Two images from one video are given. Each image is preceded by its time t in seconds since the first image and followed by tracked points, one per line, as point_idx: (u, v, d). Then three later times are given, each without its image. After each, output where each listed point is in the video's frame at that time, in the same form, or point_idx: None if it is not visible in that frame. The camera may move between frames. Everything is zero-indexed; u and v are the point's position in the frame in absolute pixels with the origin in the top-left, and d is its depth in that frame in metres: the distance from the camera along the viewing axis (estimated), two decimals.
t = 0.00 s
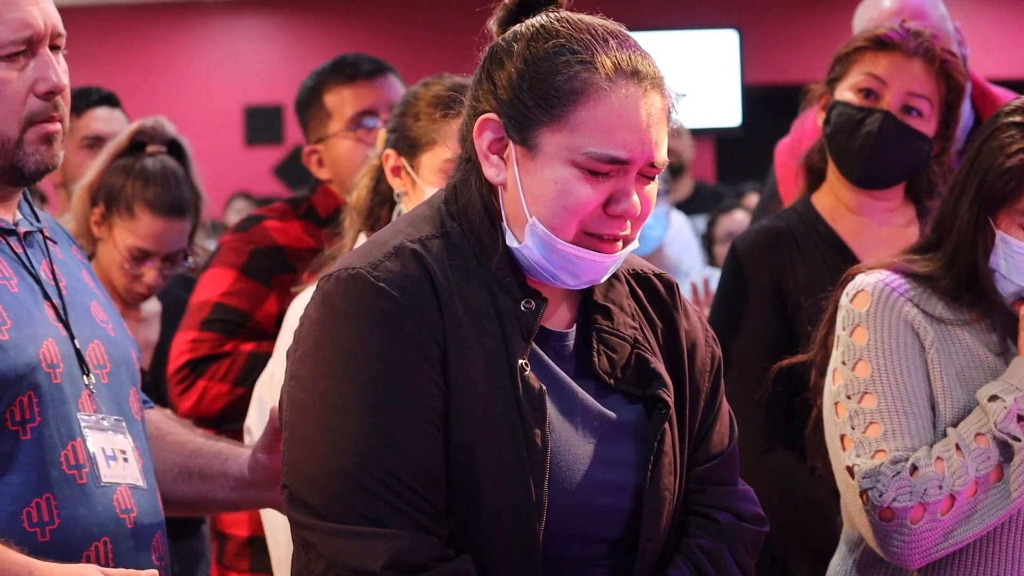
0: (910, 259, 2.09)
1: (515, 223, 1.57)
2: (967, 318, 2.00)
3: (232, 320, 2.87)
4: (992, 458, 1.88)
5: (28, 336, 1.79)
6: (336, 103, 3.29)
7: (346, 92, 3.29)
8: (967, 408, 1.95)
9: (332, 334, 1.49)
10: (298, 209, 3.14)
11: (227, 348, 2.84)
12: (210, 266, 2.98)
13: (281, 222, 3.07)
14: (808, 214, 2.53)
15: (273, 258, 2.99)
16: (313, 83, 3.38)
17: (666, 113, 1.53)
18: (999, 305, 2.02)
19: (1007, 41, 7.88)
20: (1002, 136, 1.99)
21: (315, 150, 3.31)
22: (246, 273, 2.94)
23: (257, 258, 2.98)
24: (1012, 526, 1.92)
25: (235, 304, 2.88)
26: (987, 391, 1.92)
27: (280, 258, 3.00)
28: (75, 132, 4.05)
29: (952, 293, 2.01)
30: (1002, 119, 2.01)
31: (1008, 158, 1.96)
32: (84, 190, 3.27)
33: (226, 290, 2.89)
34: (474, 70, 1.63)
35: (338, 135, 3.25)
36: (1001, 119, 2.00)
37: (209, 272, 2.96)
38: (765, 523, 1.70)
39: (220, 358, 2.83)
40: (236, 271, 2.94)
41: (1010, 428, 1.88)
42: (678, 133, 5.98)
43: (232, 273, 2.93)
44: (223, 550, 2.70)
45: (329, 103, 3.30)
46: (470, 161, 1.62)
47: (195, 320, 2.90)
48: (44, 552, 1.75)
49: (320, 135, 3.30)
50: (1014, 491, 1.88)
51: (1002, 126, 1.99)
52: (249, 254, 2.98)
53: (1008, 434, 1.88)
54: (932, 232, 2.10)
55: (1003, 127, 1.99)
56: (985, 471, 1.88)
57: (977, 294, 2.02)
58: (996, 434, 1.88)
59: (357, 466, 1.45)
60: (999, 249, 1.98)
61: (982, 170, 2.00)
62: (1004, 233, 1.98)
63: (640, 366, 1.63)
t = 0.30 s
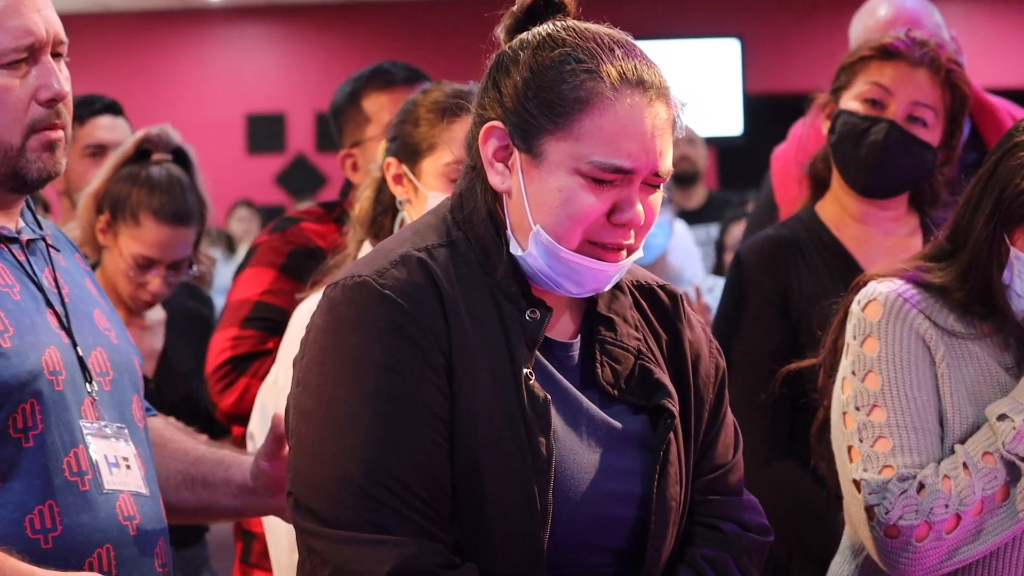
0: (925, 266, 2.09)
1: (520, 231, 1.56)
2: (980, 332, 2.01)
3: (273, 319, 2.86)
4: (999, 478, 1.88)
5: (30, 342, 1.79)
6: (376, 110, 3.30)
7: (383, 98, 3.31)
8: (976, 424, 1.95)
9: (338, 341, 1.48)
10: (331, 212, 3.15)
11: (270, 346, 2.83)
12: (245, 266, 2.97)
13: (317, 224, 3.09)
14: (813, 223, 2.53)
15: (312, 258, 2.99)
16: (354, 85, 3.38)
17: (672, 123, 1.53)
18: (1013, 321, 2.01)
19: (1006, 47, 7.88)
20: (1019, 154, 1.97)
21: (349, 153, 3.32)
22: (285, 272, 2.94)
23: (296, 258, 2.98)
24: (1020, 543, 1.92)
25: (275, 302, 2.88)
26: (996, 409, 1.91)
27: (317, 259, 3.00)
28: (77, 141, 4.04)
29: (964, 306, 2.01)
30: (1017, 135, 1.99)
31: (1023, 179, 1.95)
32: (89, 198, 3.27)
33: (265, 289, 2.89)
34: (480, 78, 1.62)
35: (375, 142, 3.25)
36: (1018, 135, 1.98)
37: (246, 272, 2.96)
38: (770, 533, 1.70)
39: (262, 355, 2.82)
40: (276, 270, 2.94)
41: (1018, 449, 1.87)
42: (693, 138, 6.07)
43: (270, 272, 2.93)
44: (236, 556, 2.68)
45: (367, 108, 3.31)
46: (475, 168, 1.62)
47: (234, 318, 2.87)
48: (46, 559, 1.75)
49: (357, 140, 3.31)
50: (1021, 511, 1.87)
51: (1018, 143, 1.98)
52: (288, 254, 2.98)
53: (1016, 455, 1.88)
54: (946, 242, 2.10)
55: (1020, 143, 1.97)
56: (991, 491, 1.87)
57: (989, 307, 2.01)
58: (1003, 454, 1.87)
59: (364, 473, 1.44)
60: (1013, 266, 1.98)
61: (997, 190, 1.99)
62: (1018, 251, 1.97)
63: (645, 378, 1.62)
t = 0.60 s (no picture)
0: (916, 277, 2.10)
1: (529, 240, 1.56)
2: (974, 337, 2.00)
3: (279, 330, 2.85)
4: (1001, 475, 1.87)
5: (35, 351, 1.79)
6: (374, 118, 3.29)
7: (381, 107, 3.30)
8: (975, 425, 1.94)
9: (342, 347, 1.48)
10: (326, 224, 3.17)
11: (277, 357, 2.81)
12: (245, 281, 2.94)
13: (314, 235, 3.07)
14: (818, 232, 2.53)
15: (314, 270, 2.97)
16: (349, 92, 3.37)
17: (680, 131, 1.53)
18: (1006, 324, 2.01)
19: (1006, 58, 7.91)
20: (1009, 155, 1.99)
21: (343, 160, 3.27)
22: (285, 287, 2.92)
23: (298, 269, 2.97)
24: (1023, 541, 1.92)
25: (278, 314, 2.86)
26: (995, 408, 1.92)
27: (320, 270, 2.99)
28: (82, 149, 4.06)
29: (957, 312, 2.02)
30: (1007, 138, 2.00)
31: (1013, 179, 1.96)
32: (89, 206, 3.27)
33: (269, 301, 2.87)
34: (488, 90, 1.63)
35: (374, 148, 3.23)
36: (1007, 138, 2.00)
37: (248, 284, 2.93)
38: (776, 544, 1.69)
39: (269, 368, 2.81)
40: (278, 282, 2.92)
41: (1019, 444, 1.88)
42: (712, 145, 6.35)
43: (271, 287, 2.91)
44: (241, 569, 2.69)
45: (366, 116, 3.30)
46: (484, 179, 1.62)
47: (238, 332, 2.85)
48: (49, 567, 1.75)
49: (353, 145, 3.28)
50: None
51: (1008, 146, 1.99)
52: (289, 266, 2.96)
53: (1016, 450, 1.88)
54: (938, 250, 2.10)
55: (1009, 145, 1.99)
56: (994, 487, 1.87)
57: (983, 311, 2.01)
58: (1004, 450, 1.87)
59: (367, 477, 1.44)
60: (1006, 268, 1.98)
61: (988, 189, 1.99)
62: (1010, 252, 1.98)
63: (652, 386, 1.62)
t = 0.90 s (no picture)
0: (916, 281, 2.10)
1: (533, 247, 1.56)
2: (976, 339, 2.00)
3: (253, 346, 2.81)
4: (1005, 476, 1.87)
5: (38, 360, 1.79)
6: (339, 127, 3.15)
7: (346, 115, 3.16)
8: (978, 427, 1.94)
9: (346, 354, 1.49)
10: (306, 231, 3.07)
11: (249, 373, 2.79)
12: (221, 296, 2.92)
13: (288, 244, 3.00)
14: (821, 235, 2.53)
15: (290, 283, 2.93)
16: (312, 106, 3.26)
17: (686, 138, 1.53)
18: (1008, 325, 2.01)
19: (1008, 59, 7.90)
20: (1008, 155, 1.98)
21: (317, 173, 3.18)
22: (261, 299, 2.89)
23: (273, 282, 2.92)
24: None
25: (252, 330, 2.83)
26: (998, 410, 1.91)
27: (295, 282, 2.95)
28: (84, 157, 4.07)
29: (958, 314, 2.01)
30: (1006, 138, 2.00)
31: (1013, 178, 1.96)
32: (90, 214, 3.28)
33: (244, 316, 2.84)
34: (494, 95, 1.63)
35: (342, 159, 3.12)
36: (1007, 138, 2.00)
37: (226, 298, 2.90)
38: (780, 547, 1.68)
39: (241, 385, 2.78)
40: (253, 296, 2.89)
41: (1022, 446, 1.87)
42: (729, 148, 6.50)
43: (247, 299, 2.88)
44: None
45: (329, 127, 3.16)
46: (488, 185, 1.62)
47: (214, 347, 2.83)
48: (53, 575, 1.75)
49: (322, 159, 3.16)
50: None
51: (1007, 145, 1.99)
52: (265, 278, 2.93)
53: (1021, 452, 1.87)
54: (938, 252, 2.10)
55: (1008, 145, 1.99)
56: (998, 489, 1.87)
57: (982, 313, 2.01)
58: (1008, 452, 1.87)
59: (371, 484, 1.44)
60: (1006, 269, 1.98)
61: (987, 191, 1.99)
62: (1011, 252, 1.98)
63: (651, 392, 1.62)
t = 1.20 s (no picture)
0: (936, 284, 2.08)
1: (550, 252, 1.56)
2: (994, 349, 2.00)
3: (255, 349, 2.84)
4: (1022, 490, 1.88)
5: (55, 364, 1.79)
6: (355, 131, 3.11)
7: (361, 119, 3.11)
8: (996, 438, 1.94)
9: (366, 361, 1.48)
10: (314, 236, 3.08)
11: (253, 375, 2.81)
12: (228, 299, 2.95)
13: (295, 249, 3.03)
14: (839, 242, 2.53)
15: (292, 286, 2.95)
16: (327, 109, 3.22)
17: (701, 142, 1.53)
18: None
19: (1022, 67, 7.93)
20: None
21: (329, 176, 3.15)
22: (267, 302, 2.90)
23: (277, 286, 2.94)
24: None
25: (256, 332, 2.85)
26: (1016, 422, 1.91)
27: (298, 285, 2.96)
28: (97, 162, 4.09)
29: (978, 321, 2.01)
30: None
31: None
32: (106, 219, 3.28)
33: (248, 319, 2.86)
34: (509, 100, 1.63)
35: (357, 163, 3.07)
36: None
37: (230, 301, 2.93)
38: (798, 552, 1.68)
39: (244, 387, 2.80)
40: (259, 299, 2.90)
41: None
42: (749, 154, 6.62)
43: (252, 302, 2.90)
44: None
45: (344, 130, 3.12)
46: (506, 192, 1.62)
47: (218, 349, 2.86)
48: None
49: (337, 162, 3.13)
50: None
51: None
52: (270, 282, 2.94)
53: None
54: (957, 257, 2.09)
55: None
56: (1015, 503, 1.88)
57: (1004, 322, 2.01)
58: None
59: (391, 491, 1.44)
60: None
61: (1010, 203, 2.00)
62: None
63: (671, 397, 1.62)
